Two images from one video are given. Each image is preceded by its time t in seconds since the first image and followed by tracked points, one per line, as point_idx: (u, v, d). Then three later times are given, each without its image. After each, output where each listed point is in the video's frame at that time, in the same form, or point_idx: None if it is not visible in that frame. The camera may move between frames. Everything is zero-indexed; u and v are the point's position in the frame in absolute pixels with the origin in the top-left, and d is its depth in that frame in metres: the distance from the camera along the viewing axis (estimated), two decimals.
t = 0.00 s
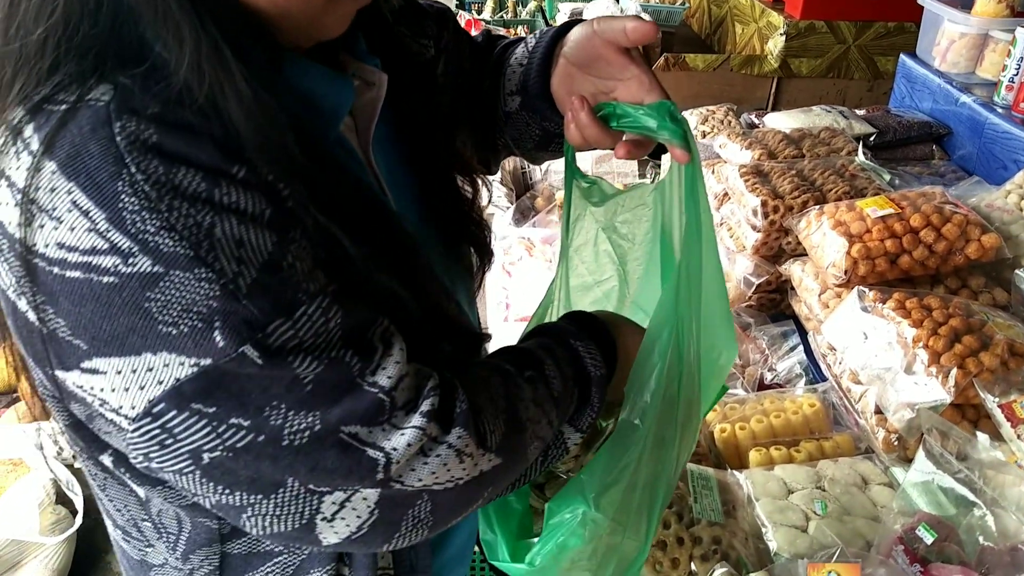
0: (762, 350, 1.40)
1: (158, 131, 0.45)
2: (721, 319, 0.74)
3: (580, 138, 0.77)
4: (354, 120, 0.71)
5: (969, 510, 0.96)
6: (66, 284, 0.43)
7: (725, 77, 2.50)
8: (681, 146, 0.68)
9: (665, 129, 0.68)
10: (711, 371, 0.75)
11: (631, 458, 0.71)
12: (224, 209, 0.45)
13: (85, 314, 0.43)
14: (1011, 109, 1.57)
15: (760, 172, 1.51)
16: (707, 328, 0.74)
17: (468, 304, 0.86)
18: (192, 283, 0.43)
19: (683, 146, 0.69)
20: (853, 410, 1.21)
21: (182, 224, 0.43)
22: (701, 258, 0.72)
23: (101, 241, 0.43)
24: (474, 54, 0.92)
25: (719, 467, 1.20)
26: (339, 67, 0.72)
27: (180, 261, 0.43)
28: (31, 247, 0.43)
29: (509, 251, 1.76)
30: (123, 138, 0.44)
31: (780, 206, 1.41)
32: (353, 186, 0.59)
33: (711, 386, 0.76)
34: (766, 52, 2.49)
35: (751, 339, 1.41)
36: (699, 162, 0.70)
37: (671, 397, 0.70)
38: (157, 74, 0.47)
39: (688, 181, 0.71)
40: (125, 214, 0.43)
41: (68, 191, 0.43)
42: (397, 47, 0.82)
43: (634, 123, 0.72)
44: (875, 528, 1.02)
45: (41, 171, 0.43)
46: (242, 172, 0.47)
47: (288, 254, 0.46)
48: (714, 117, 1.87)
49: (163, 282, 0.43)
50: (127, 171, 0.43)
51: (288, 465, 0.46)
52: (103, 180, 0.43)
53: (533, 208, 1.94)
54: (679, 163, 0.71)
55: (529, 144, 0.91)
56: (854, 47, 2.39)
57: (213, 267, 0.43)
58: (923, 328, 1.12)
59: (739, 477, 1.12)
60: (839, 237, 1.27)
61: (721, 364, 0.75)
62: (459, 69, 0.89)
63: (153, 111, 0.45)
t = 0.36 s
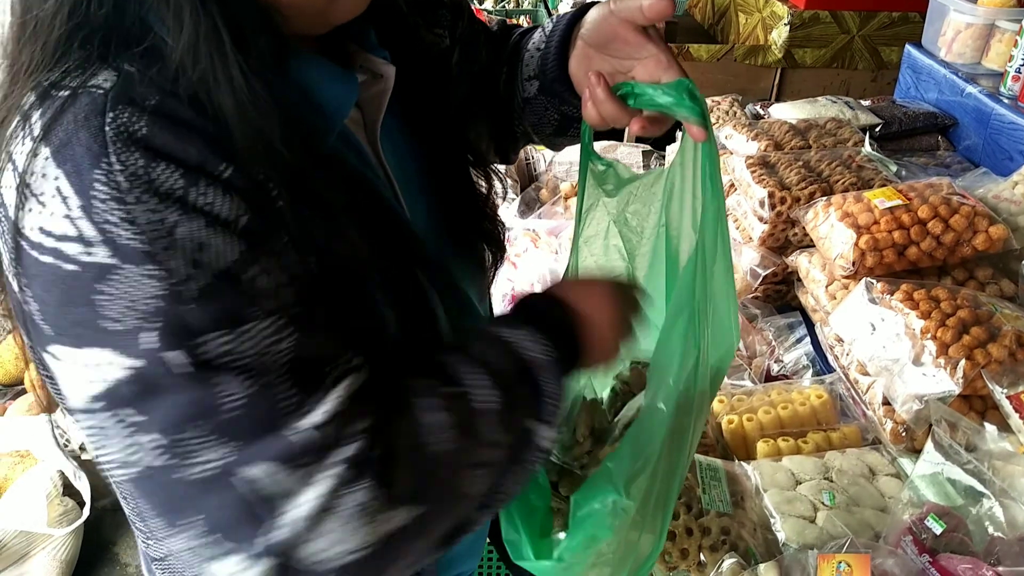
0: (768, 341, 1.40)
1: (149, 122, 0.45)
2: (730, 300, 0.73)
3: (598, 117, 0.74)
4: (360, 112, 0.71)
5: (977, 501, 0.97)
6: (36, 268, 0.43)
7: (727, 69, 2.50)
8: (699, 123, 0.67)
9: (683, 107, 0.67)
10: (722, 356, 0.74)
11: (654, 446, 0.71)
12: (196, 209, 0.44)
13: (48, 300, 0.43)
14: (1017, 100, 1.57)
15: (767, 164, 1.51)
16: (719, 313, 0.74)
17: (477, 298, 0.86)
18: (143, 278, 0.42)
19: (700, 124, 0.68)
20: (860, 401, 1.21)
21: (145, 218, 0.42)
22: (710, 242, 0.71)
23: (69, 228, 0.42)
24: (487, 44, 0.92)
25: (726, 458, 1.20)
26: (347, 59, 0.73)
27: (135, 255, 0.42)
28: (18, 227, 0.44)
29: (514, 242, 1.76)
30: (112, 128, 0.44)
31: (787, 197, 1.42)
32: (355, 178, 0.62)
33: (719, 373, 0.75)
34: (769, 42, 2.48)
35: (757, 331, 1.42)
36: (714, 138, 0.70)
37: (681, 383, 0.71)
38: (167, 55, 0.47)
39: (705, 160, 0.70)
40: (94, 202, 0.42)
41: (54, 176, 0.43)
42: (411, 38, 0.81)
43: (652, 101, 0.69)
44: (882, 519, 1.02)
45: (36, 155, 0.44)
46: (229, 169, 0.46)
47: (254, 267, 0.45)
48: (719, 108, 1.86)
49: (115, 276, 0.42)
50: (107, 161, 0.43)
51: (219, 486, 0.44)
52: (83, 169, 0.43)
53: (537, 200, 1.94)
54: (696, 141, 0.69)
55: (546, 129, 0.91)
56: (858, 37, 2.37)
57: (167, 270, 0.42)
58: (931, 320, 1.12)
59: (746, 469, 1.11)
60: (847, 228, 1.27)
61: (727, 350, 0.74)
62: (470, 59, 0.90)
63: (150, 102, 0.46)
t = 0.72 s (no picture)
0: (771, 339, 1.40)
1: (103, 124, 0.47)
2: (730, 301, 0.74)
3: (591, 99, 0.73)
4: (355, 100, 0.73)
5: (980, 498, 0.97)
6: None
7: (728, 65, 2.50)
8: (693, 99, 0.65)
9: (676, 80, 0.65)
10: (710, 349, 0.75)
11: (629, 426, 0.68)
12: (99, 224, 0.46)
13: None
14: (1019, 96, 1.57)
15: (770, 160, 1.52)
16: (713, 307, 0.74)
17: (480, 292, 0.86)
18: (19, 276, 0.45)
19: (694, 99, 0.66)
20: (864, 398, 1.22)
21: (46, 219, 0.45)
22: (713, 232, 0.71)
23: None
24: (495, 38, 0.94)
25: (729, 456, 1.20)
26: (345, 51, 0.75)
27: (23, 252, 0.45)
28: None
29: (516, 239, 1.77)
30: (65, 118, 0.46)
31: (789, 194, 1.42)
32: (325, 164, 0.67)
33: (714, 367, 0.77)
34: (771, 37, 2.48)
35: (759, 328, 1.41)
36: (711, 116, 0.67)
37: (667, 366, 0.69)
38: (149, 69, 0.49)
39: (700, 138, 0.68)
40: (19, 190, 0.46)
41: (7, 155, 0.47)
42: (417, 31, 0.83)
43: (644, 77, 0.68)
44: (886, 516, 1.02)
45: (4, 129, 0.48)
46: (163, 185, 0.48)
47: (131, 298, 0.46)
48: (721, 104, 1.86)
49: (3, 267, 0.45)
50: (46, 152, 0.46)
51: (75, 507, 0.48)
52: (28, 153, 0.46)
53: (540, 196, 1.95)
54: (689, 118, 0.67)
55: (552, 121, 0.91)
56: (859, 32, 2.36)
57: (43, 272, 0.45)
58: (934, 317, 1.12)
59: (750, 466, 1.12)
60: (850, 226, 1.28)
61: (728, 343, 0.76)
62: (479, 54, 0.91)
63: (119, 94, 0.48)
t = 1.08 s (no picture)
0: (771, 337, 1.41)
1: (66, 98, 0.52)
2: (717, 308, 0.72)
3: (569, 95, 0.75)
4: (338, 91, 0.77)
5: (979, 495, 0.96)
6: None
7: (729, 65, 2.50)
8: (670, 97, 0.67)
9: (654, 79, 0.66)
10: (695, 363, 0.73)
11: (592, 441, 0.63)
12: (49, 191, 0.51)
13: None
14: (1018, 96, 1.58)
15: (770, 161, 1.52)
16: (696, 312, 0.72)
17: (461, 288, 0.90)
18: None
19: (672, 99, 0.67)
20: (863, 396, 1.23)
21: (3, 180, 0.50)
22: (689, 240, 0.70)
23: None
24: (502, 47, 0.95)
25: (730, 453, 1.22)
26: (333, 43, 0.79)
27: None
28: None
29: (518, 239, 1.78)
30: (35, 87, 0.52)
31: (790, 194, 1.43)
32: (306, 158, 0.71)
33: (705, 381, 0.75)
34: (771, 37, 2.48)
35: (760, 327, 1.43)
36: (691, 115, 0.68)
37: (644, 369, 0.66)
38: (128, 51, 0.54)
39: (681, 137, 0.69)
40: None
41: None
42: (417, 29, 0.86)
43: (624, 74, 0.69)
44: (885, 513, 1.04)
45: None
46: (117, 159, 0.53)
47: (71, 265, 0.51)
48: (721, 104, 1.87)
49: None
50: (10, 118, 0.51)
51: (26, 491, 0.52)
52: None
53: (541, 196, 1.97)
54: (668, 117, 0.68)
55: (545, 132, 0.90)
56: (859, 32, 2.38)
57: None
58: (934, 316, 1.13)
59: (751, 464, 1.13)
60: (850, 225, 1.29)
61: (718, 355, 0.73)
62: (486, 60, 0.94)
63: (87, 69, 0.53)
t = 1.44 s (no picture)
0: (772, 347, 1.40)
1: (30, 84, 0.59)
2: (687, 377, 0.69)
3: (554, 126, 0.72)
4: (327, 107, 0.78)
5: (980, 511, 0.94)
6: None
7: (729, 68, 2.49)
8: (654, 136, 0.62)
9: (640, 116, 0.62)
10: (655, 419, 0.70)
11: (538, 482, 0.64)
12: None
13: None
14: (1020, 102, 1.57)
15: (771, 168, 1.51)
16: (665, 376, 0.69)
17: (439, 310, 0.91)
18: None
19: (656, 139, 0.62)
20: (864, 409, 1.22)
21: None
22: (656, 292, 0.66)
23: None
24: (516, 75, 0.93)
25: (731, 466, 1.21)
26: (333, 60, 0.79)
27: None
28: None
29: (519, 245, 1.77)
30: (3, 71, 0.59)
31: (790, 203, 1.41)
32: (274, 166, 0.73)
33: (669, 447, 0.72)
34: (772, 40, 2.47)
35: (760, 336, 1.42)
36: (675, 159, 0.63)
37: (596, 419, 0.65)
38: (99, 51, 0.62)
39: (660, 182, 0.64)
40: None
41: None
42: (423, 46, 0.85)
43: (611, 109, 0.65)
44: (886, 529, 1.04)
45: None
46: (64, 156, 0.60)
47: None
48: (721, 110, 1.86)
49: None
50: None
51: None
52: None
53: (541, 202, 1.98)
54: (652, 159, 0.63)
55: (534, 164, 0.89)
56: (860, 35, 2.38)
57: None
58: (935, 329, 1.12)
59: (751, 478, 1.12)
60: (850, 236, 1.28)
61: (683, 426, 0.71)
62: (497, 90, 0.93)
63: (57, 64, 0.60)
